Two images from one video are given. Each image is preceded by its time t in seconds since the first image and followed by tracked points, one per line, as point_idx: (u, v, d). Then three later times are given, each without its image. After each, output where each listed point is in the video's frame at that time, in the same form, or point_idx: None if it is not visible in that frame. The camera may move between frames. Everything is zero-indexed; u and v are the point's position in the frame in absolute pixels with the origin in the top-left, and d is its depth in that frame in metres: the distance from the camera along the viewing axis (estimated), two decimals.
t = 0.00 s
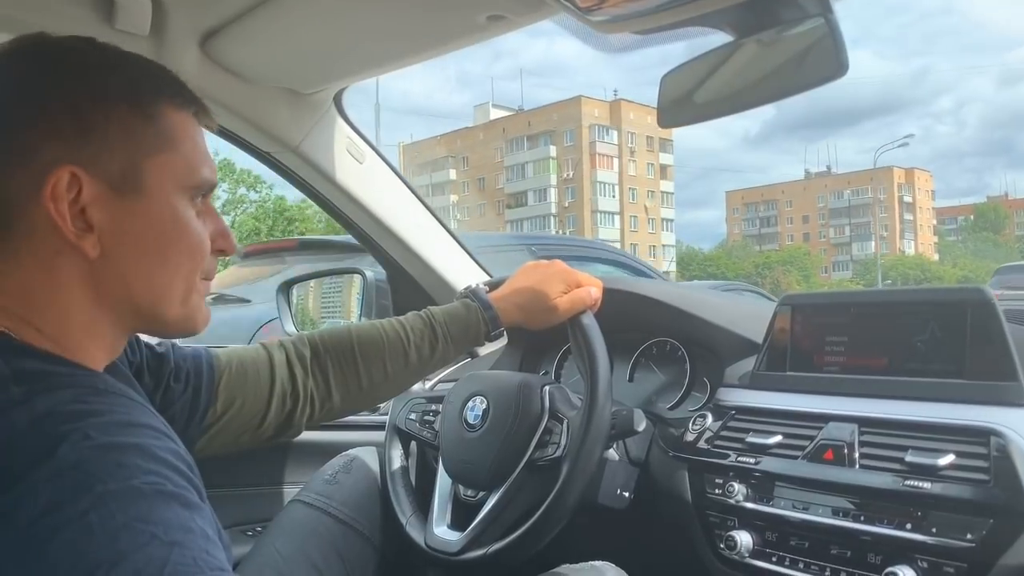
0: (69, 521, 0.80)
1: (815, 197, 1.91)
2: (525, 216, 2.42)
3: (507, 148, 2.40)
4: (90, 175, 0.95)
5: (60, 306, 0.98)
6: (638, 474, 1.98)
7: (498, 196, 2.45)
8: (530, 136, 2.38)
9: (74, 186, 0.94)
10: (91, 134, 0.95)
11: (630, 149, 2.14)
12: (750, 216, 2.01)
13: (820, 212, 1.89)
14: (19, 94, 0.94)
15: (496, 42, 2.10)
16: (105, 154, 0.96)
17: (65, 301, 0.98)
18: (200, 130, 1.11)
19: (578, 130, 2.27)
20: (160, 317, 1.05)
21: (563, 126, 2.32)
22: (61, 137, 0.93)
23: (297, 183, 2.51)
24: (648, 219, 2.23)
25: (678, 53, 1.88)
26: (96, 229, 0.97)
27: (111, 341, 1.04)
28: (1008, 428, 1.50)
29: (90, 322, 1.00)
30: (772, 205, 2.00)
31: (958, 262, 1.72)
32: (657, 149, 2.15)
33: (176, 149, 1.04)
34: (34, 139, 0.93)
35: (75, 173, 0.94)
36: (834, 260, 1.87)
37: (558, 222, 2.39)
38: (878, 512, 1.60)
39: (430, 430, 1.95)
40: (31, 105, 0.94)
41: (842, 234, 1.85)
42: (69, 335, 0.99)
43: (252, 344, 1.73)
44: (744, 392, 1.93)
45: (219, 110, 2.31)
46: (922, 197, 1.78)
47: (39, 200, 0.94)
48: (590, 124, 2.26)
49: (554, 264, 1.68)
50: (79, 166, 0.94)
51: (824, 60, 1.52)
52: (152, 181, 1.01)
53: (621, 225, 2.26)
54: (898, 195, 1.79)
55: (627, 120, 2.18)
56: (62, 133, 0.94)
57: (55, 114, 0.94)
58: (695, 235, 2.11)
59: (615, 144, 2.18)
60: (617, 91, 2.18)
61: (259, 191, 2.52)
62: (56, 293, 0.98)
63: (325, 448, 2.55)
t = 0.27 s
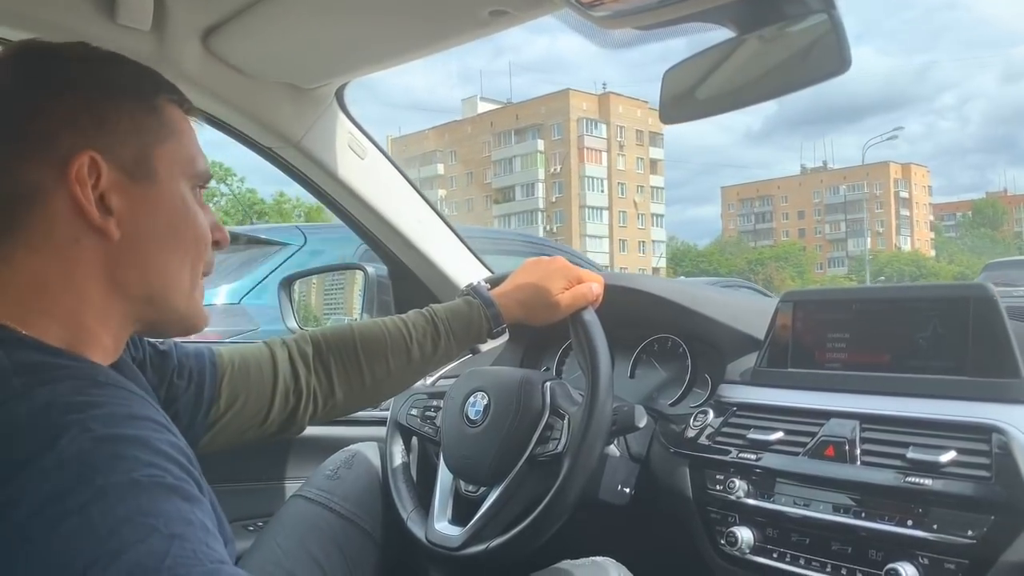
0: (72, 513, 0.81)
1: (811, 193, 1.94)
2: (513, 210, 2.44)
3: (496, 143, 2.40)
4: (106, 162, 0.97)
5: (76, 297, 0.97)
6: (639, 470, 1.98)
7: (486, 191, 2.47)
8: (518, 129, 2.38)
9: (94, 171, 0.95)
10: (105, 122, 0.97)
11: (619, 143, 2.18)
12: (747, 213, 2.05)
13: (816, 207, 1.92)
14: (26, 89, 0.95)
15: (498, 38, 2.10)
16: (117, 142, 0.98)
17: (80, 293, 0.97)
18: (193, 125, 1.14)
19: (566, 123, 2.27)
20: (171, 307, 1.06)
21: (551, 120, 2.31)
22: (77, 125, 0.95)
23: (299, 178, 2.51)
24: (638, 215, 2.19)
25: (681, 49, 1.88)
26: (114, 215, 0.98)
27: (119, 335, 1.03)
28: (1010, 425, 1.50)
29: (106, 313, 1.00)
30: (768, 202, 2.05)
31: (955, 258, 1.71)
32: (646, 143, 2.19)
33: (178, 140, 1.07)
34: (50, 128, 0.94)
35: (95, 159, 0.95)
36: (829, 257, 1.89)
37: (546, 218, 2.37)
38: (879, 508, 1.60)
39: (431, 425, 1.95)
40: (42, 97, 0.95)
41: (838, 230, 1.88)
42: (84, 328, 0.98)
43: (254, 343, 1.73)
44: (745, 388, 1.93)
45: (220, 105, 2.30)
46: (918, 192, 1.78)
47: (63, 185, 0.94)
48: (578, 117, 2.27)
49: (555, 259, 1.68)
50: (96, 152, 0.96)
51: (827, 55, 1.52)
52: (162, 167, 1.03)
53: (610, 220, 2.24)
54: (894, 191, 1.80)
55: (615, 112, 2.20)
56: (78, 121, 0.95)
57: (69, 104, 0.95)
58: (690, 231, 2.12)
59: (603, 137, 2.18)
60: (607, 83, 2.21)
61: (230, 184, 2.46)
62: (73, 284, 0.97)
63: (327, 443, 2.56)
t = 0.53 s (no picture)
0: (70, 512, 0.81)
1: (805, 188, 1.92)
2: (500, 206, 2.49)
3: (482, 137, 2.43)
4: (100, 163, 0.97)
5: (71, 298, 0.98)
6: (639, 469, 1.98)
7: (473, 185, 2.52)
8: (504, 124, 2.40)
9: (88, 173, 0.95)
10: (100, 122, 0.97)
11: (606, 138, 2.22)
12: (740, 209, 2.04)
13: (810, 204, 1.91)
14: (21, 86, 0.95)
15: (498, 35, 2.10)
16: (112, 142, 0.98)
17: (76, 294, 0.98)
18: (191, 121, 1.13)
19: (552, 118, 2.30)
20: (170, 307, 1.06)
21: (537, 114, 2.33)
22: (71, 126, 0.95)
23: (300, 176, 2.52)
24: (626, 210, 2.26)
25: (681, 47, 1.87)
26: (109, 217, 0.98)
27: (117, 335, 1.04)
28: (1010, 424, 1.50)
29: (102, 314, 1.00)
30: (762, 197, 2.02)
31: (951, 255, 1.72)
32: (634, 138, 2.21)
33: (174, 138, 1.06)
34: (43, 129, 0.94)
35: (89, 161, 0.95)
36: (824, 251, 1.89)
37: (531, 213, 2.42)
38: (879, 508, 1.60)
39: (431, 424, 1.95)
40: (35, 98, 0.94)
41: (833, 226, 1.88)
42: (79, 328, 0.99)
43: (254, 340, 1.73)
44: (746, 387, 1.93)
45: (220, 103, 2.30)
46: (914, 188, 1.79)
47: (56, 188, 0.94)
48: (564, 112, 2.29)
49: (555, 257, 1.68)
50: (90, 153, 0.96)
51: (827, 55, 1.51)
52: (157, 167, 1.03)
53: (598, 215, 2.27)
54: (889, 187, 1.79)
55: (603, 106, 2.24)
56: (72, 122, 0.95)
57: (63, 105, 0.95)
58: (687, 228, 2.14)
59: (591, 132, 2.23)
60: (594, 77, 2.19)
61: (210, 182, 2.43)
62: (69, 286, 0.97)
63: (328, 442, 2.56)
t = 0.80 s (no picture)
0: (68, 515, 0.81)
1: (800, 188, 1.86)
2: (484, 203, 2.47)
3: (467, 134, 2.43)
4: (89, 165, 0.96)
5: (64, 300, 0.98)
6: (639, 470, 1.98)
7: (456, 183, 2.51)
8: (489, 120, 2.39)
9: (75, 176, 0.95)
10: (89, 123, 0.96)
11: (593, 135, 2.20)
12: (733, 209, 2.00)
13: (805, 202, 1.84)
14: (11, 89, 0.95)
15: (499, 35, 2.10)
16: (102, 143, 0.98)
17: (68, 296, 0.98)
18: (187, 116, 1.12)
19: (537, 114, 2.28)
20: (167, 306, 1.06)
21: (523, 111, 2.31)
22: (59, 129, 0.94)
23: (300, 177, 2.51)
24: (613, 208, 2.24)
25: (681, 48, 1.87)
26: (99, 219, 0.98)
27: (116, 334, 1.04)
28: (1010, 425, 1.50)
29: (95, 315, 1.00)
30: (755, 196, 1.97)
31: (945, 254, 1.70)
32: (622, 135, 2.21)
33: (169, 136, 1.06)
34: (31, 131, 0.94)
35: (76, 164, 0.95)
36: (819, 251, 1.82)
37: (517, 211, 2.40)
38: (880, 509, 1.60)
39: (431, 425, 1.95)
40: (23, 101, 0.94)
41: (828, 225, 1.80)
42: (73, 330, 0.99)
43: (255, 340, 1.73)
44: (746, 388, 1.93)
45: (220, 103, 2.30)
46: (908, 186, 1.77)
47: (43, 191, 0.94)
48: (549, 108, 2.28)
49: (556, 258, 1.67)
50: (79, 156, 0.95)
51: (829, 53, 1.50)
52: (150, 166, 1.03)
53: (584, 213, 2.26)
54: (884, 185, 1.78)
55: (590, 103, 2.22)
56: (60, 124, 0.95)
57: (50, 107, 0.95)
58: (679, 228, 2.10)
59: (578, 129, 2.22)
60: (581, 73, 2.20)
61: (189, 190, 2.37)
62: (60, 288, 0.97)
63: (328, 443, 2.56)
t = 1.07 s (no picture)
0: (68, 512, 0.81)
1: (793, 187, 1.95)
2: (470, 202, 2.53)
3: (451, 131, 2.45)
4: (86, 164, 0.96)
5: (64, 297, 0.98)
6: (640, 468, 1.98)
7: (442, 181, 2.55)
8: (474, 117, 2.43)
9: (72, 174, 0.95)
10: (85, 121, 0.96)
11: (579, 132, 2.25)
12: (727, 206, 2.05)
13: (798, 202, 1.94)
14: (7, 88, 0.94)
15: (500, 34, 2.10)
16: (99, 140, 0.98)
17: (68, 292, 0.98)
18: (184, 112, 1.12)
19: (521, 111, 2.34)
20: (167, 301, 1.06)
21: (506, 107, 2.36)
22: (55, 127, 0.94)
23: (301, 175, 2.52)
24: (600, 207, 2.27)
25: (682, 46, 1.87)
26: (97, 217, 0.98)
27: (116, 330, 1.04)
28: (1011, 423, 1.50)
29: (95, 311, 1.01)
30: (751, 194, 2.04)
31: (939, 253, 1.76)
32: (608, 132, 2.27)
33: (165, 133, 1.06)
34: (28, 129, 0.94)
35: (72, 162, 0.95)
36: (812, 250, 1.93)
37: (501, 210, 2.44)
38: (880, 506, 1.60)
39: (431, 423, 1.95)
40: (18, 100, 0.94)
41: (819, 224, 1.91)
42: (74, 327, 0.99)
43: (255, 339, 1.73)
44: (746, 386, 1.93)
45: (220, 102, 2.30)
46: (903, 185, 1.85)
47: (40, 190, 0.94)
48: (534, 105, 2.33)
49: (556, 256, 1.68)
50: (75, 154, 0.95)
51: (831, 51, 1.50)
52: (147, 162, 1.03)
53: (569, 212, 2.27)
54: (878, 184, 1.87)
55: (575, 100, 2.29)
56: (56, 122, 0.95)
57: (46, 105, 0.95)
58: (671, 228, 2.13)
59: (563, 125, 2.27)
60: (567, 71, 2.26)
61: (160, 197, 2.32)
62: (60, 286, 0.97)
63: (328, 441, 2.56)
